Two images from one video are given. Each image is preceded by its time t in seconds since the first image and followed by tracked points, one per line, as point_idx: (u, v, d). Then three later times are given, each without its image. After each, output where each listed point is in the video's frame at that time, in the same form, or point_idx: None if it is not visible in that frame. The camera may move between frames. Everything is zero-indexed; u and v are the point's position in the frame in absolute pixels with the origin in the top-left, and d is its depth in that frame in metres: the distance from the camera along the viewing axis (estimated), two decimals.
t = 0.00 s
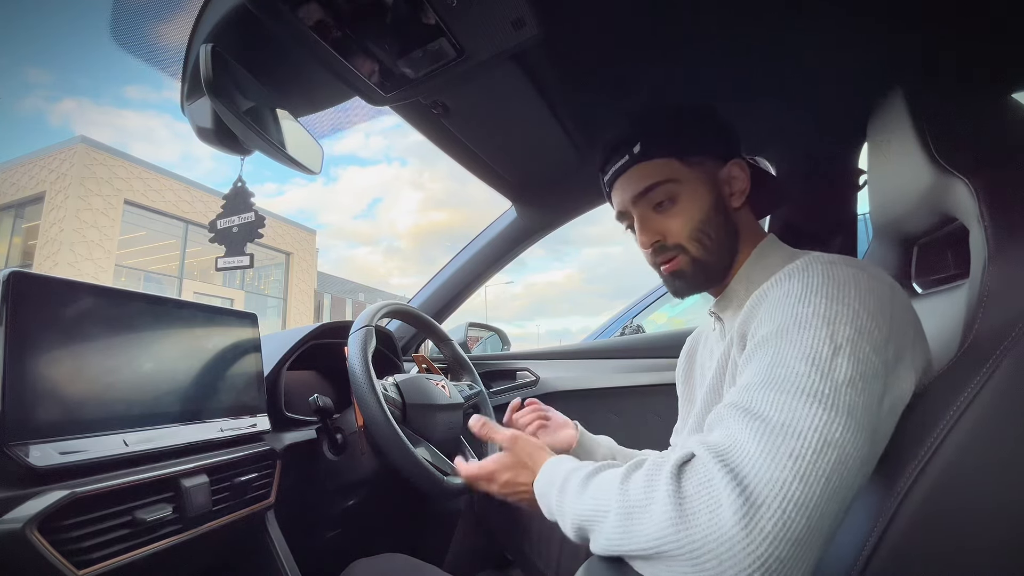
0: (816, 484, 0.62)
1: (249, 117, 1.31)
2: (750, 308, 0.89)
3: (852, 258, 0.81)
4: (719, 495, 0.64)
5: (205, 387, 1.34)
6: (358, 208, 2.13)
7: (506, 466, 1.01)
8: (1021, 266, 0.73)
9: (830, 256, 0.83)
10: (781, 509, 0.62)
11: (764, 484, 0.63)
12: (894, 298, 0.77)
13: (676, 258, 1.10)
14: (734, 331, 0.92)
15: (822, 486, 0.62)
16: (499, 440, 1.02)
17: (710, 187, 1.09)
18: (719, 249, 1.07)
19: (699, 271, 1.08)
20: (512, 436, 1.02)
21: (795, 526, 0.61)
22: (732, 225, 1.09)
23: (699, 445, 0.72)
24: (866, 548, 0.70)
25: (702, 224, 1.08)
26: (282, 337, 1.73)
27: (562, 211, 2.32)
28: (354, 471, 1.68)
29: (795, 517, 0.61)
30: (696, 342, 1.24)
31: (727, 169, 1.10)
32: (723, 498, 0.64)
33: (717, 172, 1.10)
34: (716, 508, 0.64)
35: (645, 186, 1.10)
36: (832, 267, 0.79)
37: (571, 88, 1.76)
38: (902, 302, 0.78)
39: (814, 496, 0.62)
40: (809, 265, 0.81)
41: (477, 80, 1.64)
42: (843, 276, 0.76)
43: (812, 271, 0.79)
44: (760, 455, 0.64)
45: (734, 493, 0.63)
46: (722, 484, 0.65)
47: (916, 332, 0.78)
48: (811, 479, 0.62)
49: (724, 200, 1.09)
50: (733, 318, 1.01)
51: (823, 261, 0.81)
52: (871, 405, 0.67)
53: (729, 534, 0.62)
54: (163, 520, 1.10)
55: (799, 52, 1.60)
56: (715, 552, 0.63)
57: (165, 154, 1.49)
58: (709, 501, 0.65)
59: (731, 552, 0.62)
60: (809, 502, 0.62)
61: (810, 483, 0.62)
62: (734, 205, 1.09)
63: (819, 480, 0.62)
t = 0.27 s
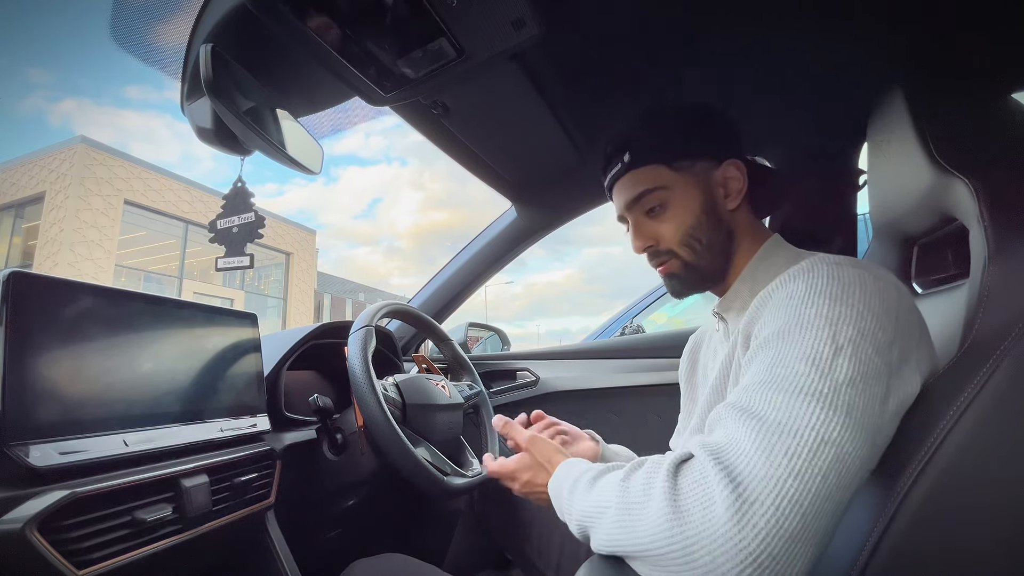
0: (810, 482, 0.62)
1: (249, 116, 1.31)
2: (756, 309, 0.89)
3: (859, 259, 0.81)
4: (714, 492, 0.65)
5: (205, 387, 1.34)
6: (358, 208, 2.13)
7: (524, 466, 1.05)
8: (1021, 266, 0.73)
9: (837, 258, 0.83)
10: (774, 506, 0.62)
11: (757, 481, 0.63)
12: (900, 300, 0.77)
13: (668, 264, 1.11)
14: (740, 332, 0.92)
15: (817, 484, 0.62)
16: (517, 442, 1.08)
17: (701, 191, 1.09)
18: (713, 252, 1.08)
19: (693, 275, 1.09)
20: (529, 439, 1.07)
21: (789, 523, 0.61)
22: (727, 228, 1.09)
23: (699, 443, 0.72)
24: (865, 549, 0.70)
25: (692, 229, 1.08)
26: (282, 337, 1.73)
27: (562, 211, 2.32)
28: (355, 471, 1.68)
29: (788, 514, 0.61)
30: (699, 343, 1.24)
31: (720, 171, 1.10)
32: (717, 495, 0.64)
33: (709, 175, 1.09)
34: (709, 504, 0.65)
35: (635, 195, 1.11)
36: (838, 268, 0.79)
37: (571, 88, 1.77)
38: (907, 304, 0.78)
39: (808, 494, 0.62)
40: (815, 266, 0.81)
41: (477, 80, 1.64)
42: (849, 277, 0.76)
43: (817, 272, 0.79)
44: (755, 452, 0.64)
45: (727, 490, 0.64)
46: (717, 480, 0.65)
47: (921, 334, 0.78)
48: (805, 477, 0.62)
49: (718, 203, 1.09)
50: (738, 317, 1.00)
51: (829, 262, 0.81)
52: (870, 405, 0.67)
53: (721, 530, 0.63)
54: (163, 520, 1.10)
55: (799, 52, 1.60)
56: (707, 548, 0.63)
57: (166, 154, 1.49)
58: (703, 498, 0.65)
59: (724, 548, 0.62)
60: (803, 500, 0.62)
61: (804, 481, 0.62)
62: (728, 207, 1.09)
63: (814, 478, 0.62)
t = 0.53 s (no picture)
0: (814, 484, 0.62)
1: (249, 117, 1.31)
2: (759, 308, 0.89)
3: (861, 259, 0.81)
4: (717, 493, 0.65)
5: (205, 387, 1.34)
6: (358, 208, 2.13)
7: (529, 456, 1.04)
8: (1021, 267, 0.73)
9: (839, 258, 0.83)
10: (778, 508, 0.62)
11: (762, 483, 0.63)
12: (903, 301, 0.77)
13: (662, 269, 1.13)
14: (742, 332, 0.92)
15: (822, 486, 0.62)
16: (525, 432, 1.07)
17: (692, 196, 1.08)
18: (705, 257, 1.09)
19: (686, 279, 1.11)
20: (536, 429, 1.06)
21: (793, 525, 0.61)
22: (720, 232, 1.09)
23: (703, 444, 0.72)
24: (866, 550, 0.70)
25: (683, 235, 1.09)
26: (282, 337, 1.73)
27: (562, 211, 2.32)
28: (356, 471, 1.66)
29: (793, 516, 0.61)
30: (698, 341, 1.24)
31: (711, 175, 1.09)
32: (722, 497, 0.64)
33: (701, 179, 1.09)
34: (713, 506, 0.64)
35: (626, 202, 1.13)
36: (842, 269, 0.78)
37: (571, 88, 1.77)
38: (910, 304, 0.78)
39: (813, 496, 0.62)
40: (818, 267, 0.81)
41: (478, 80, 1.64)
42: (852, 278, 0.76)
43: (821, 273, 0.79)
44: (760, 454, 0.64)
45: (731, 492, 0.64)
46: (721, 482, 0.65)
47: (923, 335, 0.78)
48: (809, 479, 0.62)
49: (711, 207, 1.09)
50: (739, 319, 1.00)
51: (832, 263, 0.81)
52: (874, 407, 0.67)
53: (725, 532, 0.62)
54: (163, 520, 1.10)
55: (799, 52, 1.60)
56: (711, 550, 0.63)
57: (166, 155, 1.48)
58: (707, 500, 0.65)
59: (727, 550, 0.62)
60: (808, 503, 0.61)
61: (809, 483, 0.62)
62: (721, 211, 1.08)
63: (819, 481, 0.62)
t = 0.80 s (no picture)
0: (813, 484, 0.62)
1: (249, 117, 1.31)
2: (760, 307, 0.89)
3: (863, 259, 0.81)
4: (716, 492, 0.65)
5: (205, 387, 1.34)
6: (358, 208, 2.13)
7: (530, 458, 1.04)
8: (1021, 267, 0.73)
9: (841, 257, 0.82)
10: (776, 507, 0.62)
11: (761, 482, 0.63)
12: (905, 301, 0.76)
13: (659, 273, 1.16)
14: (743, 331, 0.92)
15: (820, 486, 0.62)
16: (525, 434, 1.07)
17: (682, 204, 1.09)
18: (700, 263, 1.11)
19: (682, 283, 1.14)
20: (535, 434, 1.06)
21: (791, 525, 0.61)
22: (713, 236, 1.10)
23: (703, 443, 0.72)
24: (865, 550, 0.70)
25: (674, 242, 1.10)
26: (282, 337, 1.73)
27: (562, 211, 2.32)
28: (356, 471, 1.66)
29: (791, 515, 0.61)
30: (699, 340, 1.24)
31: (701, 180, 1.08)
32: (720, 496, 0.64)
33: (690, 186, 1.08)
34: (711, 505, 0.65)
35: (620, 211, 1.14)
36: (844, 268, 0.78)
37: (572, 88, 1.77)
38: (912, 305, 0.78)
39: (811, 496, 0.62)
40: (820, 266, 0.81)
41: (478, 80, 1.64)
42: (854, 278, 0.76)
43: (823, 273, 0.79)
44: (759, 453, 0.64)
45: (729, 491, 0.64)
46: (720, 481, 0.65)
47: (925, 334, 0.78)
48: (808, 479, 0.62)
49: (702, 213, 1.09)
50: (739, 318, 1.00)
51: (834, 262, 0.81)
52: (874, 407, 0.67)
53: (723, 531, 0.63)
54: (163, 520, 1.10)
55: (799, 52, 1.60)
56: (709, 549, 0.63)
57: (166, 155, 1.49)
58: (705, 499, 0.65)
59: (725, 549, 0.62)
60: (806, 502, 0.62)
61: (807, 483, 0.62)
62: (712, 217, 1.09)
63: (817, 480, 0.62)
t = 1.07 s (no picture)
0: (808, 481, 0.62)
1: (250, 117, 1.31)
2: (758, 305, 0.89)
3: (861, 256, 0.81)
4: (713, 490, 0.65)
5: (205, 387, 1.34)
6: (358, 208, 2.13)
7: (536, 459, 1.02)
8: (1021, 267, 0.73)
9: (839, 255, 0.82)
10: (772, 504, 0.62)
11: (756, 480, 0.63)
12: (901, 298, 0.76)
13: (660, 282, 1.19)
14: (741, 328, 0.92)
15: (815, 483, 0.62)
16: (531, 436, 1.05)
17: (655, 225, 1.09)
18: (690, 273, 1.11)
19: (684, 292, 1.15)
20: (540, 437, 1.04)
21: (787, 521, 0.61)
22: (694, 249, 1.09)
23: (700, 441, 0.72)
24: (865, 549, 0.70)
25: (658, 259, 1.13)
26: (282, 337, 1.73)
27: (562, 211, 2.32)
28: (355, 471, 1.66)
29: (787, 512, 0.61)
30: (702, 338, 1.24)
31: (669, 200, 1.07)
32: (717, 494, 0.64)
33: (660, 207, 1.08)
34: (708, 503, 0.65)
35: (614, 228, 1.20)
36: (840, 266, 0.78)
37: (571, 88, 1.77)
38: (909, 303, 0.77)
39: (807, 492, 0.62)
40: (817, 264, 0.81)
41: (478, 80, 1.64)
42: (850, 275, 0.76)
43: (819, 271, 0.79)
44: (754, 451, 0.64)
45: (725, 489, 0.64)
46: (716, 479, 0.65)
47: (923, 333, 0.77)
48: (803, 475, 0.62)
49: (676, 229, 1.08)
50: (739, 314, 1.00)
51: (831, 259, 0.81)
52: (870, 404, 0.67)
53: (719, 529, 0.63)
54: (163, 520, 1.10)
55: (800, 52, 1.60)
56: (706, 547, 0.63)
57: (166, 154, 1.49)
58: (702, 497, 0.66)
59: (722, 547, 0.62)
60: (801, 499, 0.62)
61: (802, 480, 0.62)
62: (686, 231, 1.08)
63: (813, 477, 0.62)
